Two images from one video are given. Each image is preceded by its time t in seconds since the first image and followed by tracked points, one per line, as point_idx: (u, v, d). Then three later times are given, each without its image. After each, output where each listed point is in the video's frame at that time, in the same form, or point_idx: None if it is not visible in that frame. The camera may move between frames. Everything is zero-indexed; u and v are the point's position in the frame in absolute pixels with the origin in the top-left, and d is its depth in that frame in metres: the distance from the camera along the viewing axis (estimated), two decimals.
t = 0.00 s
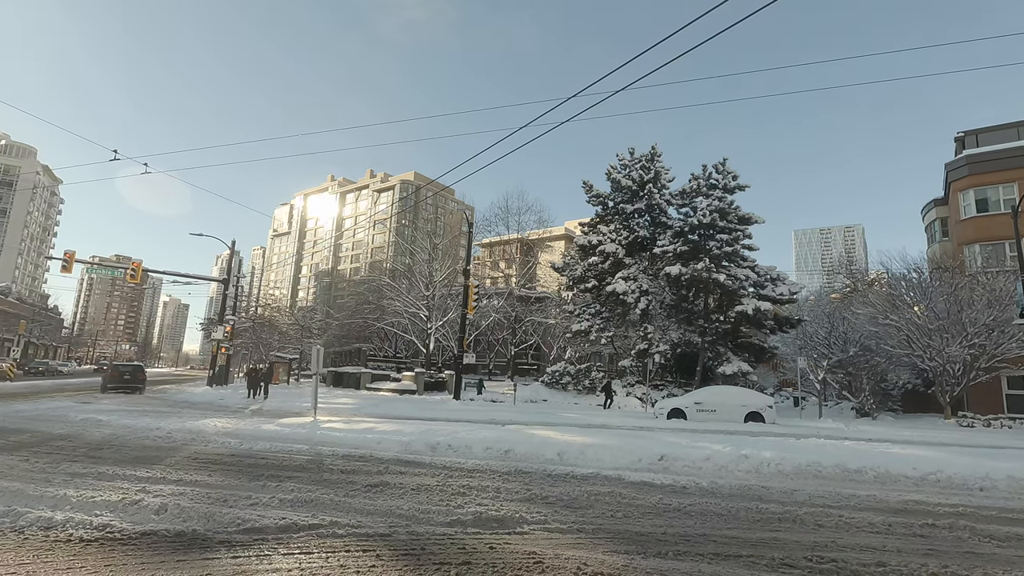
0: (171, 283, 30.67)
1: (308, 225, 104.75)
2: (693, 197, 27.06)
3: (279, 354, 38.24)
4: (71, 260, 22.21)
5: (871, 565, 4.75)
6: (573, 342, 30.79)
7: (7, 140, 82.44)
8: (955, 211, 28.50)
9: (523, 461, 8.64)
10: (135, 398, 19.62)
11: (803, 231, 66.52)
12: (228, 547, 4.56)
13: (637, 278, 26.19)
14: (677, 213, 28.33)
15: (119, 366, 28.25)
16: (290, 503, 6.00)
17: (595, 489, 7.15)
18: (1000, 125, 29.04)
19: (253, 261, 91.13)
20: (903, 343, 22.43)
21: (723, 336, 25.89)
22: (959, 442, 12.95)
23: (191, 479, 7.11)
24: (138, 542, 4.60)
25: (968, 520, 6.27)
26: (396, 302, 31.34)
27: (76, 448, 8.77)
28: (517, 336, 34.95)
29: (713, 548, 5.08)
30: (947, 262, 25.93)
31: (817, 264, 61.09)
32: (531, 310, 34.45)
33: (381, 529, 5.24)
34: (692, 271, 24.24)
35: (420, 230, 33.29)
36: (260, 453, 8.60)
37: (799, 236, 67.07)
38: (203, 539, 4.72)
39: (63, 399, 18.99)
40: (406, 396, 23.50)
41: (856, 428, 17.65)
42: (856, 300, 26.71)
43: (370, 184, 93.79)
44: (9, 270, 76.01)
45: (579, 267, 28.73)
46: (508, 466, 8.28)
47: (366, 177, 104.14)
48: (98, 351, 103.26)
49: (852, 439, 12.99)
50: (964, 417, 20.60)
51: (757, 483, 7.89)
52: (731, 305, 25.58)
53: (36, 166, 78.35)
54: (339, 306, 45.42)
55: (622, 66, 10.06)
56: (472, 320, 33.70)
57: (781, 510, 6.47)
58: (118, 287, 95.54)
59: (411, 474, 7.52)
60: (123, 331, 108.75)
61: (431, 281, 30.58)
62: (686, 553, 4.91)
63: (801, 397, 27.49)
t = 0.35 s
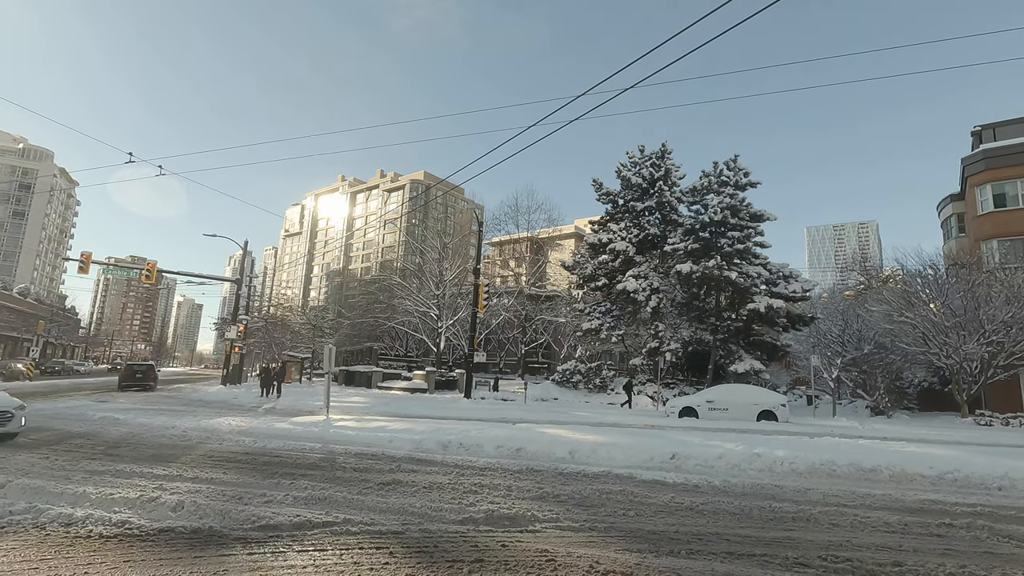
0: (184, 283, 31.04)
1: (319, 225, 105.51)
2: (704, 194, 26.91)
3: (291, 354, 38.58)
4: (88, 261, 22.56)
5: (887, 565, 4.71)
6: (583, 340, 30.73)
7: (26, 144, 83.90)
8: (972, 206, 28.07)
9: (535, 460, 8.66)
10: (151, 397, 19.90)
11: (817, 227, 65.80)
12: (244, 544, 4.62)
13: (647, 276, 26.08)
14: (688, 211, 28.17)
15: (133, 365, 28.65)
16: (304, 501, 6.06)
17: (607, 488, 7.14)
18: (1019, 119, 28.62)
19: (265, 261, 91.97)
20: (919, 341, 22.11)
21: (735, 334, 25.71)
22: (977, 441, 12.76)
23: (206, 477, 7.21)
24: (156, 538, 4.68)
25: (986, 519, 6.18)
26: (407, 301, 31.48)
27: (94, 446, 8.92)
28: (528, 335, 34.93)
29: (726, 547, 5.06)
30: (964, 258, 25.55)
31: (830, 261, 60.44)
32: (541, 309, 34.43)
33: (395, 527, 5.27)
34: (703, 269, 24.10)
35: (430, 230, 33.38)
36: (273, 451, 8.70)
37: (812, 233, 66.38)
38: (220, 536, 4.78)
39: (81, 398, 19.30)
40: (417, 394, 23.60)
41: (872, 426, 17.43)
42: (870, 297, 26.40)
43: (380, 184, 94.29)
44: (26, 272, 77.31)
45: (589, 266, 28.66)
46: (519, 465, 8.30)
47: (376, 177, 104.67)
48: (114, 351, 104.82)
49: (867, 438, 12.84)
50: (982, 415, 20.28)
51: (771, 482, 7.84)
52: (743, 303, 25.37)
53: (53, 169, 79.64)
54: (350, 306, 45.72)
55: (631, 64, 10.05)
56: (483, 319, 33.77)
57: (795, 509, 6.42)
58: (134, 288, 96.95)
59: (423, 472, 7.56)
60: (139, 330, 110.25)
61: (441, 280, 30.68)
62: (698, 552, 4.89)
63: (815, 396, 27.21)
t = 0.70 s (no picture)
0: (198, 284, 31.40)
1: (330, 224, 106.17)
2: (715, 191, 26.72)
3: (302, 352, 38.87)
4: (104, 262, 22.90)
5: (903, 564, 4.66)
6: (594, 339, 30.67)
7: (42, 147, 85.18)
8: (989, 202, 27.62)
9: (546, 458, 8.67)
10: (166, 397, 20.19)
11: (830, 224, 65.04)
12: (259, 541, 4.67)
13: (658, 274, 25.97)
14: (698, 208, 27.99)
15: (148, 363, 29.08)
16: (317, 498, 6.12)
17: (619, 486, 7.14)
18: None
19: (277, 261, 92.75)
20: (934, 338, 21.83)
21: (746, 332, 25.54)
22: (995, 440, 12.57)
23: (221, 475, 7.31)
24: (173, 534, 4.75)
25: (1004, 519, 6.09)
26: (417, 300, 31.59)
27: (111, 443, 9.05)
28: (538, 334, 34.90)
29: (740, 545, 5.03)
30: (980, 254, 25.16)
31: (844, 257, 59.79)
32: (551, 307, 34.39)
33: (408, 525, 5.31)
34: (714, 267, 23.96)
35: (440, 229, 33.46)
36: (287, 449, 8.79)
37: (825, 229, 65.65)
38: (235, 532, 4.85)
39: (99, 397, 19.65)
40: (428, 393, 23.68)
41: (887, 425, 17.25)
42: (885, 294, 26.08)
43: (390, 184, 94.66)
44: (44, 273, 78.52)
45: (599, 264, 28.59)
46: (531, 463, 8.31)
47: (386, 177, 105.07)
48: (130, 350, 106.28)
49: (882, 436, 12.72)
50: (1000, 413, 19.98)
51: (785, 481, 7.78)
52: (755, 301, 25.18)
53: (69, 172, 80.76)
54: (361, 306, 45.96)
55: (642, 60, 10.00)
56: (493, 318, 33.84)
57: (808, 508, 6.38)
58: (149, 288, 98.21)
59: (434, 470, 7.60)
60: (154, 330, 111.59)
61: (451, 279, 30.76)
62: (711, 550, 4.88)
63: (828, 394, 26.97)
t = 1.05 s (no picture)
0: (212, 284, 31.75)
1: (341, 225, 106.90)
2: (726, 188, 26.50)
3: (315, 352, 39.10)
4: (120, 263, 23.21)
5: (921, 564, 4.61)
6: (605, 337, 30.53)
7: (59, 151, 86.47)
8: (1007, 196, 27.17)
9: (557, 457, 8.66)
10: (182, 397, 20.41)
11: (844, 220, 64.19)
12: (274, 538, 4.72)
13: (669, 272, 25.82)
14: (710, 205, 27.78)
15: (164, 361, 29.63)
16: (331, 496, 6.17)
17: (631, 485, 7.12)
18: None
19: (288, 261, 93.48)
20: (952, 335, 21.53)
21: (759, 330, 25.34)
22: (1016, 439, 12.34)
23: (237, 474, 7.38)
24: (190, 532, 4.81)
25: None
26: (428, 299, 31.67)
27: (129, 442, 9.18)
28: (548, 332, 34.86)
29: (754, 544, 5.01)
30: (999, 249, 24.71)
31: (857, 254, 59.06)
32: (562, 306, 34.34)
33: (421, 523, 5.34)
34: (726, 264, 23.78)
35: (450, 228, 33.49)
36: (300, 448, 8.87)
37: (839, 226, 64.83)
38: (251, 530, 4.90)
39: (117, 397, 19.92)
40: (439, 392, 23.77)
41: (904, 424, 17.05)
42: (900, 291, 25.69)
43: (400, 184, 95.07)
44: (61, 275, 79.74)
45: (610, 262, 28.46)
46: (542, 462, 8.31)
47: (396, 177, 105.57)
48: (145, 350, 107.70)
49: (897, 435, 12.55)
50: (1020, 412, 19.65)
51: (799, 479, 7.72)
52: (767, 298, 24.95)
53: (85, 175, 81.88)
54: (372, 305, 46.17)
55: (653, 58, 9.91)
56: (504, 317, 33.84)
57: (822, 507, 6.32)
58: (164, 289, 99.44)
59: (446, 469, 7.62)
60: (169, 331, 112.86)
61: (461, 278, 30.83)
62: (725, 549, 4.85)
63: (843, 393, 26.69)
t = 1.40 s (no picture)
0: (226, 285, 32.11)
1: (352, 224, 107.55)
2: (737, 184, 26.28)
3: (327, 351, 39.39)
4: (134, 265, 23.53)
5: (938, 563, 4.55)
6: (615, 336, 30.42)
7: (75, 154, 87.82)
8: None
9: (569, 455, 8.65)
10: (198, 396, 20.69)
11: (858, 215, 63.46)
12: (289, 536, 4.77)
13: (680, 269, 25.67)
14: (721, 202, 27.58)
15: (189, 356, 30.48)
16: (344, 494, 6.23)
17: (644, 483, 7.09)
18: None
19: (300, 262, 94.26)
20: (969, 332, 21.21)
21: (771, 327, 25.13)
22: None
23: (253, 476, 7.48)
24: (206, 529, 4.88)
25: None
26: (439, 298, 31.77)
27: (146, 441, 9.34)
28: (559, 330, 34.84)
29: (768, 543, 4.97)
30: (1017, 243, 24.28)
31: (872, 249, 58.35)
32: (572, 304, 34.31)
33: (434, 521, 5.36)
34: (738, 261, 23.59)
35: (460, 227, 33.54)
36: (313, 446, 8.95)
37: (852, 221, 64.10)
38: (266, 527, 4.96)
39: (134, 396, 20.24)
40: (450, 391, 23.85)
41: (919, 421, 16.83)
42: (915, 287, 25.33)
43: (410, 183, 95.46)
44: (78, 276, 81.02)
45: (620, 260, 28.34)
46: (554, 460, 8.31)
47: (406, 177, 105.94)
48: (161, 351, 109.20)
49: (913, 433, 12.39)
50: None
51: (813, 478, 7.65)
52: (780, 295, 24.71)
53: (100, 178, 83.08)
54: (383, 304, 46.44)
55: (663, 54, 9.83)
56: (514, 315, 33.87)
57: (837, 505, 6.26)
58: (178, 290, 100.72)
59: (458, 467, 7.65)
60: (183, 331, 114.28)
61: (471, 277, 30.92)
62: (739, 548, 4.82)
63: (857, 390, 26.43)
